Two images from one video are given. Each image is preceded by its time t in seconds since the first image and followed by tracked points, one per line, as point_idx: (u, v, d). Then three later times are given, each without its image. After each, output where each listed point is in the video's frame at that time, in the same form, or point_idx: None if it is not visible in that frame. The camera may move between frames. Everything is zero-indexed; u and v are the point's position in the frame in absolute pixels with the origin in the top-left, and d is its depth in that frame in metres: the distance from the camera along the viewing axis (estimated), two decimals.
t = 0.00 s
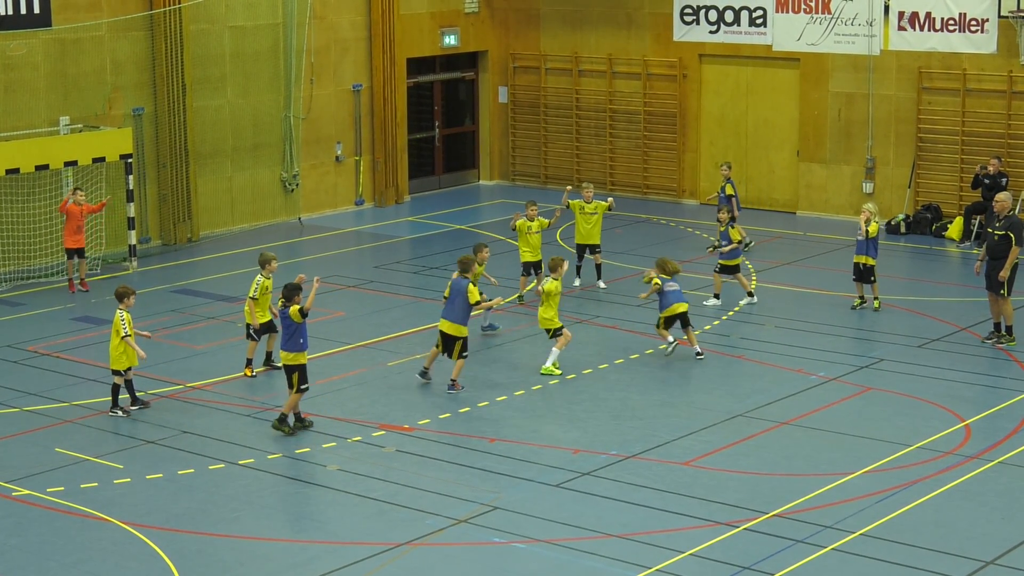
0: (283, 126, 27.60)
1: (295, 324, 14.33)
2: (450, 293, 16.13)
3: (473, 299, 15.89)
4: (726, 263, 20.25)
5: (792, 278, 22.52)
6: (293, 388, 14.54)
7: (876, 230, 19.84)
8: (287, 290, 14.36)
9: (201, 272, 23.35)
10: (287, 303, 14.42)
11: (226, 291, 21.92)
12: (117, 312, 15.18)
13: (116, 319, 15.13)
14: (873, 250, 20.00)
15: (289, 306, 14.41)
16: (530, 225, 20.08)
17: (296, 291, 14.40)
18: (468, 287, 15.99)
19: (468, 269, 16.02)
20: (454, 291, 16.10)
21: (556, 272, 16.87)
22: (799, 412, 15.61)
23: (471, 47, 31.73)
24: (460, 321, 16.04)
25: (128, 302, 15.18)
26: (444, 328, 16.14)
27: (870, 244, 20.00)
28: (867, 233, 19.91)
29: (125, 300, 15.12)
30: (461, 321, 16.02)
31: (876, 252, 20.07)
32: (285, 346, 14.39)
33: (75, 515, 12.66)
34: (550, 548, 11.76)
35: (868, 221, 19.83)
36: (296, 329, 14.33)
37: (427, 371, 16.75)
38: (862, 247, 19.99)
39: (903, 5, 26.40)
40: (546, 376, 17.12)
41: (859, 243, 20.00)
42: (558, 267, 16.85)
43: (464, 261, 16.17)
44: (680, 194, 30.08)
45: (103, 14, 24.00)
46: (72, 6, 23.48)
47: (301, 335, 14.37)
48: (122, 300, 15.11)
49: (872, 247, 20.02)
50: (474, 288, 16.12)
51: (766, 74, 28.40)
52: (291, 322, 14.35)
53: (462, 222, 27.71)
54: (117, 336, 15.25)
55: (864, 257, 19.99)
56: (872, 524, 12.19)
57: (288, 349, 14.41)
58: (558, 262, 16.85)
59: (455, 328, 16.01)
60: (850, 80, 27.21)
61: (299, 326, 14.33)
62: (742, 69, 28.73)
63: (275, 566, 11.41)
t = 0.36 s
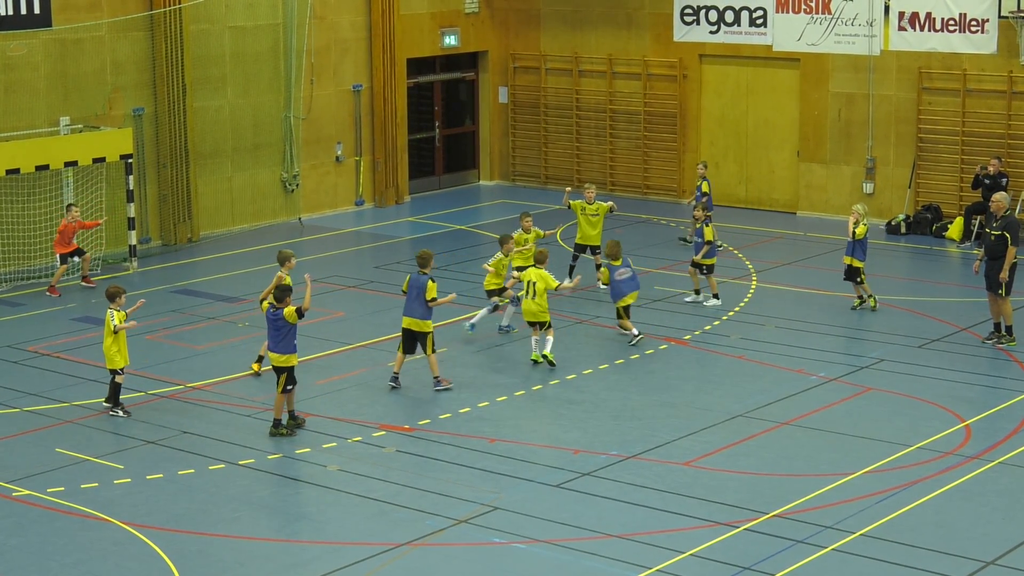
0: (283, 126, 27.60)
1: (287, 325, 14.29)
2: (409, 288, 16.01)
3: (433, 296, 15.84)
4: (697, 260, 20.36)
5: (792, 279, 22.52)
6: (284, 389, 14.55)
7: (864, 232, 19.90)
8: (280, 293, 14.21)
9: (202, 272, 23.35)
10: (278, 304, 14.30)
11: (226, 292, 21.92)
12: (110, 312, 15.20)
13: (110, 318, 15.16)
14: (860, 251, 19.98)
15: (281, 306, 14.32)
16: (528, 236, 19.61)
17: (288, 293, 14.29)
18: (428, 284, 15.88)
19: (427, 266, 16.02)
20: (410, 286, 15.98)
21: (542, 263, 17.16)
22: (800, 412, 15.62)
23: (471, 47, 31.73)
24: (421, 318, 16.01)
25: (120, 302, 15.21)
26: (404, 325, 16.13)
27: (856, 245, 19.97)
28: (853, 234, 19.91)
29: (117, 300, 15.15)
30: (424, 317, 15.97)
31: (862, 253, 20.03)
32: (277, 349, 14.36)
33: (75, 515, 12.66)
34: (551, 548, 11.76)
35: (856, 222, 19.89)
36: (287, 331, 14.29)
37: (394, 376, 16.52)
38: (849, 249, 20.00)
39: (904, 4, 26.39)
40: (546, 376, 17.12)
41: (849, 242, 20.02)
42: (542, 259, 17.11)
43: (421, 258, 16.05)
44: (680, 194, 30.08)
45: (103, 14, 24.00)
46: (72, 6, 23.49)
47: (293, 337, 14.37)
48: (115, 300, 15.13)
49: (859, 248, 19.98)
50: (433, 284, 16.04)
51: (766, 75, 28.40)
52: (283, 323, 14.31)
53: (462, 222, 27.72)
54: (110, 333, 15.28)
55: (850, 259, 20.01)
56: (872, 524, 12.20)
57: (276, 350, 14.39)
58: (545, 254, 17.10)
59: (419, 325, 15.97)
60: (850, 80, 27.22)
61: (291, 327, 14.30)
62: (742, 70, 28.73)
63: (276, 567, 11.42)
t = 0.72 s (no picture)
0: (292, 127, 27.62)
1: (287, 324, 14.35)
2: (395, 291, 16.22)
3: (423, 297, 16.03)
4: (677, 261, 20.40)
5: (800, 280, 22.50)
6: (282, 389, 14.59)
7: (858, 235, 19.59)
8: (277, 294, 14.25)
9: (210, 273, 23.39)
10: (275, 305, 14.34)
11: (234, 293, 21.96)
12: (102, 310, 15.27)
13: (103, 316, 15.24)
14: (856, 255, 19.75)
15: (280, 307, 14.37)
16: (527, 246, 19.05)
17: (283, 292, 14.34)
18: (416, 285, 16.11)
19: (410, 267, 16.23)
20: (398, 289, 16.17)
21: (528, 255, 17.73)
22: (808, 413, 15.60)
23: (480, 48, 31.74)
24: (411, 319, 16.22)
25: (111, 301, 15.25)
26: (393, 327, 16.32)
27: (854, 249, 19.74)
28: (850, 238, 19.65)
29: (108, 299, 15.20)
30: (413, 319, 16.20)
31: (860, 256, 19.77)
32: (276, 350, 14.39)
33: (83, 515, 12.67)
34: (558, 549, 11.75)
35: (851, 226, 19.59)
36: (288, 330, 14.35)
37: (377, 371, 16.92)
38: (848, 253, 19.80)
39: (912, 6, 26.34)
40: (554, 378, 17.12)
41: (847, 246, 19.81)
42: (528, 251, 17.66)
43: (404, 260, 16.23)
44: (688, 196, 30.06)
45: (112, 16, 24.05)
46: (81, 8, 23.54)
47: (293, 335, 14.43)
48: (107, 299, 15.19)
49: (856, 252, 19.74)
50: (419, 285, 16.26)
51: (775, 76, 28.37)
52: (283, 322, 14.36)
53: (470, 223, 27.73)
54: (104, 330, 15.33)
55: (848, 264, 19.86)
56: (880, 526, 12.17)
57: (276, 350, 14.43)
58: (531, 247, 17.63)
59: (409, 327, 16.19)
60: (859, 82, 27.19)
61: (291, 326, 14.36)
62: (751, 71, 28.69)
63: (283, 568, 11.42)
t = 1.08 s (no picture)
0: (305, 129, 27.65)
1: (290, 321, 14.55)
2: (395, 286, 16.41)
3: (422, 290, 16.23)
4: (670, 263, 20.49)
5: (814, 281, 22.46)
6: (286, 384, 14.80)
7: (854, 239, 19.57)
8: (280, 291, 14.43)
9: (224, 274, 23.43)
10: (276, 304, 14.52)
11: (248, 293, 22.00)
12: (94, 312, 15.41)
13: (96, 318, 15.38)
14: (850, 258, 19.77)
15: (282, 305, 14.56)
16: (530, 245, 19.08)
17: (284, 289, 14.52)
18: (416, 279, 16.26)
19: (409, 262, 16.33)
20: (398, 284, 16.38)
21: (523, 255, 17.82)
22: (822, 415, 15.56)
23: (493, 49, 31.74)
24: (409, 313, 16.40)
25: (105, 303, 15.40)
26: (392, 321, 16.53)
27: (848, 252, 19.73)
28: (845, 241, 19.64)
29: (102, 301, 15.35)
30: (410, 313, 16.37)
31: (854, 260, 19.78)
32: (279, 347, 14.59)
33: (97, 516, 12.70)
34: (571, 551, 11.73)
35: (847, 229, 19.59)
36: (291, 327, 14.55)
37: (388, 368, 17.07)
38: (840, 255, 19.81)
39: (926, 7, 26.22)
40: (567, 379, 17.11)
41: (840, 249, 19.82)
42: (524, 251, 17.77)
43: (403, 254, 16.31)
44: (702, 197, 30.03)
45: (126, 16, 24.10)
46: (95, 9, 23.59)
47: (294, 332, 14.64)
48: (101, 301, 15.33)
49: (851, 255, 19.75)
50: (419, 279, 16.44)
51: (789, 77, 28.30)
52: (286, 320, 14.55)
53: (484, 224, 27.73)
54: (98, 334, 15.44)
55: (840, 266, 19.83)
56: (894, 528, 12.13)
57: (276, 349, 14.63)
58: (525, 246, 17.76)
59: (405, 321, 16.36)
60: (873, 83, 27.11)
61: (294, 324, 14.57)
62: (765, 72, 28.62)
63: (296, 569, 11.42)
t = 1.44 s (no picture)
0: (324, 128, 27.70)
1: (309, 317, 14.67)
2: (404, 284, 16.44)
3: (429, 288, 16.28)
4: (664, 259, 20.44)
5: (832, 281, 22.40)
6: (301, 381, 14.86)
7: (853, 240, 19.46)
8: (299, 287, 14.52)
9: (242, 273, 23.48)
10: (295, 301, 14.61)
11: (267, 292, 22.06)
12: (99, 309, 15.46)
13: (101, 315, 15.43)
14: (849, 258, 19.67)
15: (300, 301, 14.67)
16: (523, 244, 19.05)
17: (302, 286, 14.63)
18: (426, 277, 16.29)
19: (420, 258, 16.35)
20: (408, 281, 16.41)
21: (552, 241, 17.95)
22: (840, 416, 15.51)
23: (512, 49, 31.75)
24: (420, 310, 16.44)
25: (112, 299, 15.44)
26: (404, 319, 16.56)
27: (848, 253, 19.62)
28: (844, 243, 19.53)
29: (108, 298, 15.38)
30: (422, 309, 16.42)
31: (853, 261, 19.69)
32: (298, 344, 14.66)
33: (115, 514, 12.75)
34: (589, 551, 11.72)
35: (845, 230, 19.50)
36: (310, 323, 14.67)
37: (405, 367, 17.06)
38: (839, 256, 19.70)
39: (945, 7, 26.05)
40: (585, 378, 17.11)
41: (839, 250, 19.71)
42: (554, 238, 17.91)
43: (414, 251, 16.35)
44: (720, 197, 29.97)
45: (145, 16, 24.17)
46: (114, 8, 23.65)
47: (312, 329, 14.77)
48: (107, 297, 15.37)
49: (850, 256, 19.65)
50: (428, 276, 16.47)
51: (807, 77, 28.22)
52: (307, 316, 14.68)
53: (502, 224, 27.73)
54: (106, 331, 15.48)
55: (839, 267, 19.71)
56: (913, 529, 12.08)
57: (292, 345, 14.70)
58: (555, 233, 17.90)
59: (418, 318, 16.41)
60: (892, 83, 27.02)
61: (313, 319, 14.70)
62: (784, 72, 28.54)
63: (314, 568, 11.44)
